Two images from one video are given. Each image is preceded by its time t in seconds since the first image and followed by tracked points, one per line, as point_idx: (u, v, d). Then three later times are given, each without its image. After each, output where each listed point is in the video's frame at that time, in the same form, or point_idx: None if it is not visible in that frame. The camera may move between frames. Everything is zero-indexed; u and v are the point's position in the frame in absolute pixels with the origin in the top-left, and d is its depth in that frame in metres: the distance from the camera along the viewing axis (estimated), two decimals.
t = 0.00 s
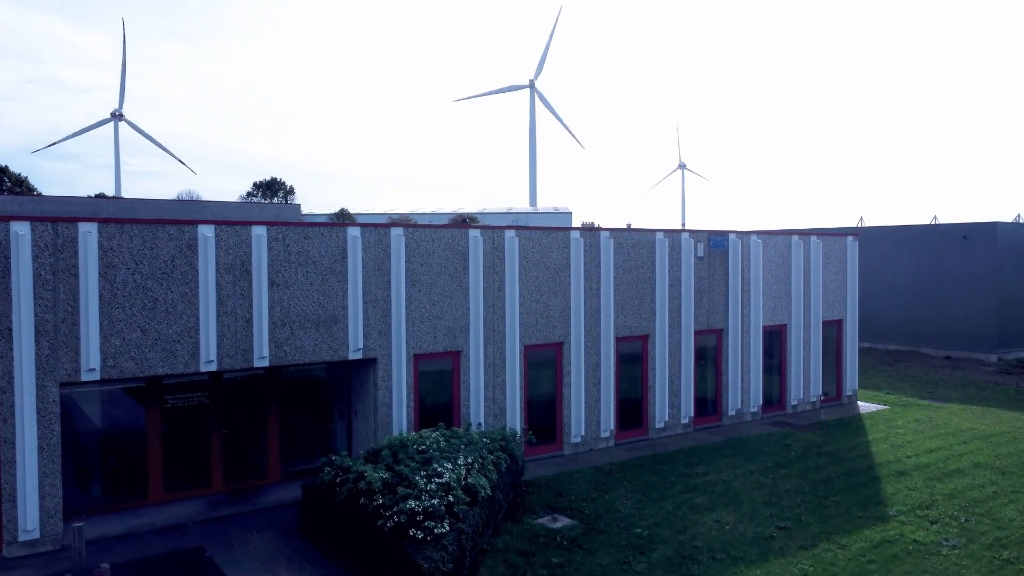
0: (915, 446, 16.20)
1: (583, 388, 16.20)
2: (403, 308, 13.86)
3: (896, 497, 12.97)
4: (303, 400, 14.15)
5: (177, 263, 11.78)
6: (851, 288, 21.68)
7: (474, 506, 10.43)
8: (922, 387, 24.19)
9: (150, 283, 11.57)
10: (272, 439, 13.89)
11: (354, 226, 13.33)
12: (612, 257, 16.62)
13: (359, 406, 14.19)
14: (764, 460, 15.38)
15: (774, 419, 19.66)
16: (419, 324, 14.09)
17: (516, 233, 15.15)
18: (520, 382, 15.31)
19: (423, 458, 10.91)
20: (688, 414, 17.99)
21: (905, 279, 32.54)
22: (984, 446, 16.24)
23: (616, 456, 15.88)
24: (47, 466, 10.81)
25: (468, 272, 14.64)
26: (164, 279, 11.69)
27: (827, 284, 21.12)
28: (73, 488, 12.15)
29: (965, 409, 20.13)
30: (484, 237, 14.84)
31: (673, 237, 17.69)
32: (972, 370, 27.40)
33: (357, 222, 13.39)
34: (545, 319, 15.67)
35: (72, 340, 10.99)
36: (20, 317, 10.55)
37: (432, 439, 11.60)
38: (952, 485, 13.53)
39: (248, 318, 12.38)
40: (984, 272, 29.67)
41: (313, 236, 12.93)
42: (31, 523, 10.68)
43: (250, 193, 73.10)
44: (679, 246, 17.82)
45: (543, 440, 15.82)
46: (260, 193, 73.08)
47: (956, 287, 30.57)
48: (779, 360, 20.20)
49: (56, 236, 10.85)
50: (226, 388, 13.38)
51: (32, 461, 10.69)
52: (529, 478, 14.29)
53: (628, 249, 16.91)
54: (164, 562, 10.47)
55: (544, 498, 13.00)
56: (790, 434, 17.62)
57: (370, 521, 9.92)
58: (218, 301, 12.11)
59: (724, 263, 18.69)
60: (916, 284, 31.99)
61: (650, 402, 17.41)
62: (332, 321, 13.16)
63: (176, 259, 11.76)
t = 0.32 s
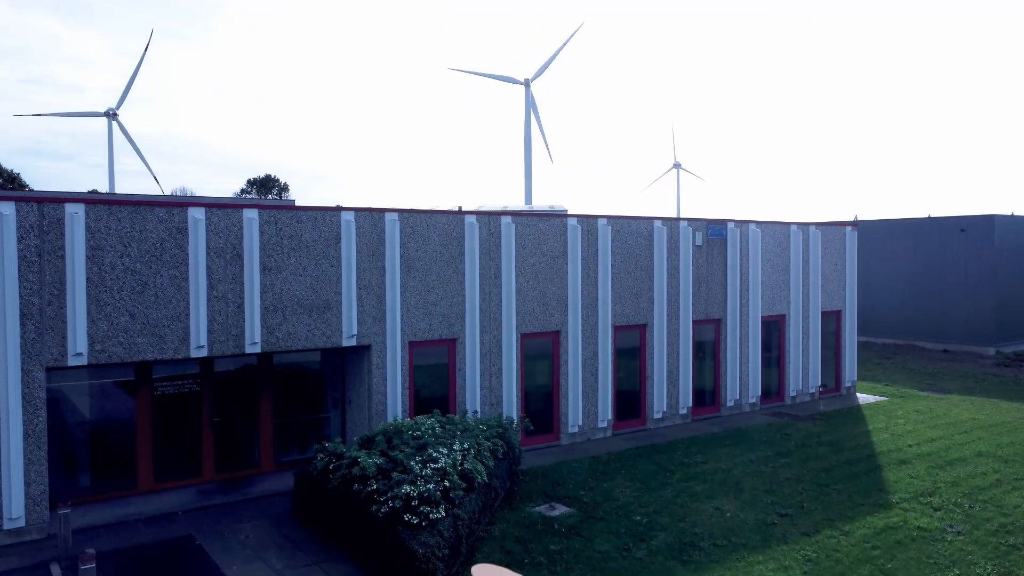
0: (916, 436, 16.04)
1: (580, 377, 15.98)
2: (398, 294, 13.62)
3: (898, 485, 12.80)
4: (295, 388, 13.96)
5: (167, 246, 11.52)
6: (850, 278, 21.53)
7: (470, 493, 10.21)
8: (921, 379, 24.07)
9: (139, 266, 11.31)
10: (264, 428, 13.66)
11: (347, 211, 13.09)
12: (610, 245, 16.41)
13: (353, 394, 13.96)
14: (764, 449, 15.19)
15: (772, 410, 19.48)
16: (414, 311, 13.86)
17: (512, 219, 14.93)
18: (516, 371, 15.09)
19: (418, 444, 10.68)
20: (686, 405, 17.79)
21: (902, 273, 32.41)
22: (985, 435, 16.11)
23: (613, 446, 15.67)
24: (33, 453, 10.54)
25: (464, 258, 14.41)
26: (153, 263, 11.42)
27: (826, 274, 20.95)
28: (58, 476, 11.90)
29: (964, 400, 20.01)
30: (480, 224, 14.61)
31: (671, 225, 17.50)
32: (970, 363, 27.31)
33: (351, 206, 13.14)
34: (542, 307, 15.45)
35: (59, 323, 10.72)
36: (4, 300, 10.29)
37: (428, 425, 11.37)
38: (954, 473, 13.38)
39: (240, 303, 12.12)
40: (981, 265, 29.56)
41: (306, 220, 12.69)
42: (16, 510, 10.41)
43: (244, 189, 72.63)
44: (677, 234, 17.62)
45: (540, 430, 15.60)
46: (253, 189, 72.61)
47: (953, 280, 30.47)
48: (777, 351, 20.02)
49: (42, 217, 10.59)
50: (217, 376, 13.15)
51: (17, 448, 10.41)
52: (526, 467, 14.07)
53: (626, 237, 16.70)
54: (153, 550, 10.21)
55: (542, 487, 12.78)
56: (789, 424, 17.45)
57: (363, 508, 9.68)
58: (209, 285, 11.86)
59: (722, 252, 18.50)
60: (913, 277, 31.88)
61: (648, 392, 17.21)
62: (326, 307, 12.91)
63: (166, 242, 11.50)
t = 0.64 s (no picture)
0: (916, 425, 15.91)
1: (577, 366, 15.79)
2: (392, 280, 13.42)
3: (900, 472, 12.65)
4: (288, 375, 13.76)
5: (156, 229, 11.29)
6: (848, 269, 21.40)
7: (466, 478, 10.02)
8: (919, 371, 23.96)
9: (128, 249, 11.08)
10: (256, 416, 13.43)
11: (341, 195, 12.87)
12: (607, 232, 16.22)
13: (347, 382, 13.76)
14: (764, 438, 15.02)
15: (770, 401, 19.33)
16: (409, 297, 13.64)
17: (508, 205, 14.73)
18: (512, 359, 14.89)
19: (413, 429, 10.48)
20: (684, 395, 17.63)
21: (899, 266, 32.31)
22: (986, 424, 15.98)
23: (610, 436, 15.49)
24: (18, 438, 10.30)
25: (459, 245, 14.21)
26: (142, 246, 11.19)
27: (824, 264, 20.80)
28: (44, 465, 11.64)
29: (963, 390, 19.91)
30: (476, 210, 14.42)
31: (668, 213, 17.33)
32: (968, 356, 27.23)
33: (344, 190, 12.93)
34: (538, 295, 15.25)
35: (45, 307, 10.49)
36: None
37: (423, 410, 11.17)
38: (955, 460, 13.24)
39: (231, 288, 11.90)
40: (979, 258, 29.47)
41: (299, 204, 12.47)
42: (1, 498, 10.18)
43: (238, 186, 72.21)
44: (674, 222, 17.44)
45: (537, 419, 15.41)
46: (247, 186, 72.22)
47: (950, 274, 30.37)
48: (775, 342, 19.86)
49: (28, 197, 10.35)
50: (208, 363, 12.94)
51: (2, 433, 10.17)
52: (523, 456, 13.88)
53: (623, 225, 16.51)
54: (142, 537, 9.98)
55: (539, 474, 12.59)
56: (788, 414, 17.30)
57: (357, 493, 9.48)
58: (199, 269, 11.63)
59: (720, 241, 18.34)
60: (910, 271, 31.79)
61: (646, 382, 17.04)
62: (319, 292, 12.70)
63: (155, 225, 11.27)
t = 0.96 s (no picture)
0: (914, 414, 15.78)
1: (574, 355, 15.62)
2: (387, 266, 13.23)
3: (900, 458, 12.52)
4: (281, 361, 13.57)
5: (146, 211, 11.08)
6: (845, 259, 21.27)
7: (461, 462, 9.85)
8: (916, 363, 23.86)
9: (116, 231, 10.87)
10: (248, 404, 13.23)
11: (334, 178, 12.68)
12: (603, 219, 16.06)
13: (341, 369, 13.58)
14: (762, 427, 14.87)
15: (768, 391, 19.20)
16: (404, 283, 13.46)
17: (503, 191, 14.55)
18: (508, 346, 14.71)
19: (408, 412, 10.30)
20: (681, 384, 17.48)
21: (896, 260, 32.20)
22: (985, 412, 15.87)
23: (607, 425, 15.33)
24: (4, 424, 10.07)
25: (454, 230, 14.02)
26: (131, 228, 10.98)
27: (821, 254, 20.67)
28: (32, 453, 11.44)
29: (961, 381, 19.82)
30: (471, 195, 14.23)
31: (665, 201, 17.17)
32: (964, 349, 27.15)
33: (337, 173, 12.73)
34: (534, 282, 15.07)
35: (31, 290, 10.27)
36: None
37: (418, 394, 10.99)
38: (956, 447, 13.11)
39: (222, 272, 11.69)
40: (975, 251, 29.36)
41: (291, 187, 12.27)
42: None
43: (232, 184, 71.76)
44: (671, 210, 17.28)
45: (534, 408, 15.23)
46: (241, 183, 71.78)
47: (946, 267, 30.27)
48: (773, 332, 19.71)
49: (14, 176, 10.12)
50: (199, 349, 12.73)
51: None
52: (519, 444, 13.71)
53: (620, 213, 16.35)
54: (131, 523, 9.78)
55: (535, 461, 12.42)
56: (786, 404, 17.17)
57: (351, 476, 9.30)
58: (190, 252, 11.43)
59: (718, 230, 18.19)
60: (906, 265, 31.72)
61: (643, 371, 16.87)
62: (313, 277, 12.49)
63: (144, 207, 11.06)
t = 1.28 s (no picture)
0: (914, 403, 15.68)
1: (571, 344, 15.47)
2: (382, 252, 13.06)
3: (901, 445, 12.40)
4: (275, 348, 13.40)
5: (136, 192, 10.90)
6: (844, 251, 21.17)
7: (457, 446, 9.68)
8: (914, 357, 23.78)
9: (106, 212, 10.69)
10: (241, 391, 13.05)
11: (328, 162, 12.50)
12: (601, 207, 15.92)
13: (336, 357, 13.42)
14: (761, 416, 14.75)
15: (766, 382, 19.08)
16: (399, 269, 13.30)
17: (500, 177, 14.40)
18: (505, 334, 14.56)
19: (403, 395, 10.14)
20: (679, 374, 17.34)
21: (893, 255, 32.13)
22: (984, 402, 15.78)
23: (605, 414, 15.18)
24: None
25: (450, 217, 13.86)
26: (121, 210, 10.80)
27: (819, 246, 20.57)
28: (21, 441, 11.27)
29: (960, 372, 19.73)
30: (467, 180, 14.06)
31: (663, 190, 17.04)
32: (962, 343, 27.08)
33: (331, 157, 12.55)
34: (531, 270, 14.91)
35: (19, 271, 10.08)
36: None
37: (413, 378, 10.82)
38: (956, 434, 13.01)
39: (214, 256, 11.50)
40: (973, 246, 29.29)
41: (285, 171, 12.09)
42: None
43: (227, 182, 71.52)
44: (668, 199, 17.15)
45: (531, 397, 15.07)
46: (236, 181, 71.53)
47: (944, 262, 30.20)
48: (771, 323, 19.60)
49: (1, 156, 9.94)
50: (191, 335, 12.53)
51: None
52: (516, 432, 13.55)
53: (618, 201, 16.21)
54: (121, 508, 9.59)
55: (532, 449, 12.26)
56: (785, 394, 17.05)
57: (345, 458, 9.12)
58: (181, 236, 11.25)
59: (715, 219, 18.07)
60: (903, 260, 31.67)
61: (640, 361, 16.73)
62: (306, 262, 12.31)
63: (134, 188, 10.88)
